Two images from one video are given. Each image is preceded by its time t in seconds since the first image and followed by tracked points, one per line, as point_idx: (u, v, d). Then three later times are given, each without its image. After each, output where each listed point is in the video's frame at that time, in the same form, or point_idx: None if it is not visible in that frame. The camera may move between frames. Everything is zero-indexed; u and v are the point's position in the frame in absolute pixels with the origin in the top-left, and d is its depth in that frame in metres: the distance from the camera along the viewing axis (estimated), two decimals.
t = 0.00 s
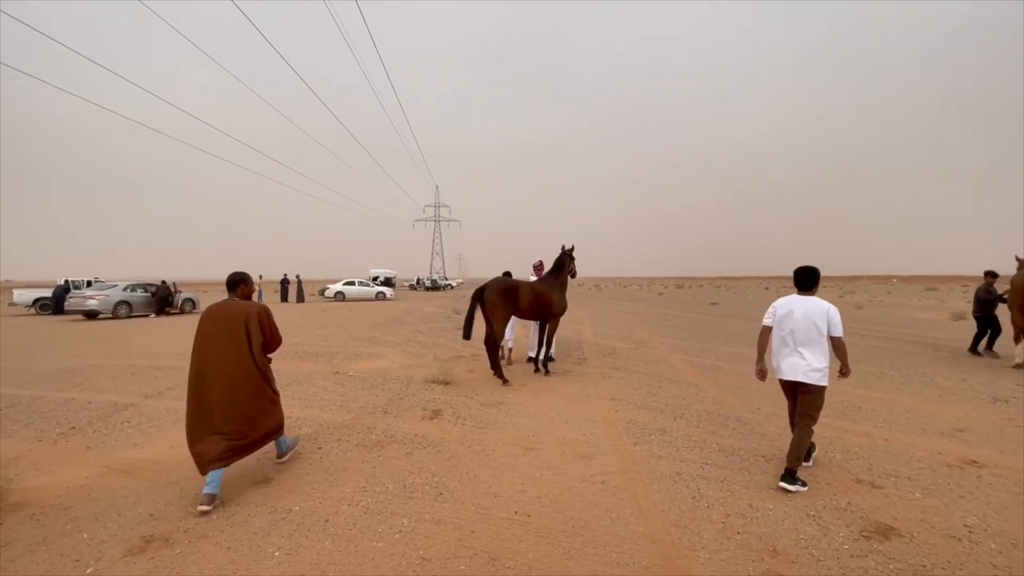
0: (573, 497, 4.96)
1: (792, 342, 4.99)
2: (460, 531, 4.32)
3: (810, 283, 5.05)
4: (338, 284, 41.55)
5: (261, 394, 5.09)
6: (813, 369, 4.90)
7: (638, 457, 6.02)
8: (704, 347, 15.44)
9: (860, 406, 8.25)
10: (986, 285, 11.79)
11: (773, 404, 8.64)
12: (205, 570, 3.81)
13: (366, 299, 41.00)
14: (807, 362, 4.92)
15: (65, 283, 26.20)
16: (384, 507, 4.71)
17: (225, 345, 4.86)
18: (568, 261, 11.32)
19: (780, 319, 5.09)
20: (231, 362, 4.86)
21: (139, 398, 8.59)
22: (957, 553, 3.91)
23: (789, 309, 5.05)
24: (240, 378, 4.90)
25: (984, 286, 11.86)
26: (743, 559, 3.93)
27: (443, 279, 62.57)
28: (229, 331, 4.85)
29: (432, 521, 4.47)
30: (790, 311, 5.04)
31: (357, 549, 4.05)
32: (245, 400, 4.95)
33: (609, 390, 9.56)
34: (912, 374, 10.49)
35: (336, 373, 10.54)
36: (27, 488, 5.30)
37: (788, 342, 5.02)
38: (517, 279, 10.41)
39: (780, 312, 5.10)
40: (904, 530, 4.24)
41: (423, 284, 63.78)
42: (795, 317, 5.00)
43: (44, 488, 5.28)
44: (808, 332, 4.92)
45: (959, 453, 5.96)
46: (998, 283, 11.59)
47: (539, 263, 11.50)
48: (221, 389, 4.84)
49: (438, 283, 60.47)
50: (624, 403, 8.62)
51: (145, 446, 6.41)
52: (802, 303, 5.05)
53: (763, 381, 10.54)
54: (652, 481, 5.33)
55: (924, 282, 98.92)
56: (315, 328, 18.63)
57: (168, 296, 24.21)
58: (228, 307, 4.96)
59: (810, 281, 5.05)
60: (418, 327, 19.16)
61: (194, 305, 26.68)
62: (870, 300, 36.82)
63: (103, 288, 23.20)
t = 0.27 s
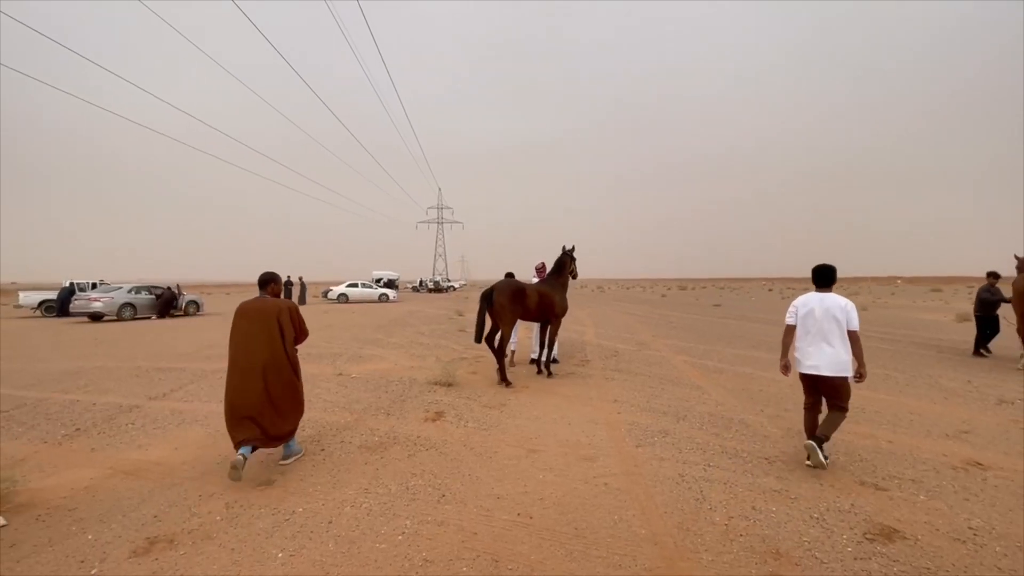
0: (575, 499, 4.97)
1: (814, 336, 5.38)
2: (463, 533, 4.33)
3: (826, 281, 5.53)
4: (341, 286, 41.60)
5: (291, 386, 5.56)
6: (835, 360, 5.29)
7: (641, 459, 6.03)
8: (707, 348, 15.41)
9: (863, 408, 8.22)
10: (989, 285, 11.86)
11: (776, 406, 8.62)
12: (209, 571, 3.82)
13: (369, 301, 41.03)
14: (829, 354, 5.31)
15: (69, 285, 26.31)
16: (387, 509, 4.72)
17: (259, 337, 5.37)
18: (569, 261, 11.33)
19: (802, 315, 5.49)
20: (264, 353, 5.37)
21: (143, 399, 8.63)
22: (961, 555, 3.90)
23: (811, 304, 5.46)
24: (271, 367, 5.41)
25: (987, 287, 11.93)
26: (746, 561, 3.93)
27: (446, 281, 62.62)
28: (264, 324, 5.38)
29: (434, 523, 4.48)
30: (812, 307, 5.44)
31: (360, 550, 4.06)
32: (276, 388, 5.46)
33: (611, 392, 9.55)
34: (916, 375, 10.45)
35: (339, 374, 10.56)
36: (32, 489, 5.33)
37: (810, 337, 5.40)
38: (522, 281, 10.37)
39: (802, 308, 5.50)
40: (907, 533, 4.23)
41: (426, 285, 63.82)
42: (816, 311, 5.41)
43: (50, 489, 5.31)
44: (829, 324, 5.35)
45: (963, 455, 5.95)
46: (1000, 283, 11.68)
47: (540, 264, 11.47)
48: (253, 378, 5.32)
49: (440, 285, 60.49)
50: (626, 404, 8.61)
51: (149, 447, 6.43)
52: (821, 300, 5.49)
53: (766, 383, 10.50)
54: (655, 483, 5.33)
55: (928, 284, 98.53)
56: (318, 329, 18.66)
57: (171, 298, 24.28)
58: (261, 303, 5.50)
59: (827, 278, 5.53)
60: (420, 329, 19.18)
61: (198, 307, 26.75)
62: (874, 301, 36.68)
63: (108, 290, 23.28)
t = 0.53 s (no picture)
0: (577, 501, 4.97)
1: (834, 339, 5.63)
2: (465, 535, 4.34)
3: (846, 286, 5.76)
4: (343, 287, 41.63)
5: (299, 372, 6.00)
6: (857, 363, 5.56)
7: (643, 461, 6.03)
8: (708, 350, 15.40)
9: (865, 410, 8.21)
10: (990, 287, 11.89)
11: (778, 408, 8.62)
12: (212, 573, 3.84)
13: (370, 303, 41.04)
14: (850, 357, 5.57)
15: (72, 288, 26.38)
16: (389, 511, 4.73)
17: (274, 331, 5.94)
18: (570, 262, 11.35)
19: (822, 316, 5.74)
20: (276, 342, 5.94)
21: (146, 401, 8.65)
22: (963, 557, 3.90)
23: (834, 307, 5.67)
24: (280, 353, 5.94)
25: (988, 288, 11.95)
26: (748, 563, 3.93)
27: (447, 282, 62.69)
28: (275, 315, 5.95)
29: (437, 525, 4.49)
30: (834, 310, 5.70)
31: (362, 552, 4.07)
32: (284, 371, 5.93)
33: (613, 394, 9.55)
34: (918, 377, 10.45)
35: (341, 376, 10.58)
36: (36, 491, 5.35)
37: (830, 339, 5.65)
38: (524, 283, 10.37)
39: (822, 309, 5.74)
40: (909, 535, 4.23)
41: (427, 287, 63.86)
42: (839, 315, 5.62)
43: (54, 491, 5.33)
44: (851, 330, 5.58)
45: (965, 457, 5.94)
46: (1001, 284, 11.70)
47: (541, 266, 11.49)
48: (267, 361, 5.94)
49: (441, 287, 60.47)
50: (628, 406, 8.61)
51: (152, 449, 6.45)
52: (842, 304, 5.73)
53: (768, 384, 10.50)
54: (657, 485, 5.33)
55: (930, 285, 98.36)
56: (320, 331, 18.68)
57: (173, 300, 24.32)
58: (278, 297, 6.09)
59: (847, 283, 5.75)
60: (422, 331, 19.19)
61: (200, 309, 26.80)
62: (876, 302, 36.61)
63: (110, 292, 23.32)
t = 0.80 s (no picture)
0: (578, 502, 4.97)
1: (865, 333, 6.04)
2: (465, 535, 4.34)
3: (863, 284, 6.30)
4: (344, 289, 41.63)
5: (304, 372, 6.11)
6: (888, 357, 6.02)
7: (644, 461, 6.03)
8: (709, 351, 15.39)
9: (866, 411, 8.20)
10: (987, 287, 11.93)
11: (779, 408, 8.60)
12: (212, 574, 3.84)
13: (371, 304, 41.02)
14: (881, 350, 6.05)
15: (73, 289, 26.39)
16: (390, 512, 4.73)
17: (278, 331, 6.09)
18: (570, 263, 11.36)
19: (847, 311, 6.14)
20: (283, 341, 6.07)
21: (147, 403, 8.65)
22: (964, 557, 3.90)
23: (859, 301, 6.11)
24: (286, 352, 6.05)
25: (985, 288, 12.00)
26: (749, 563, 3.93)
27: (447, 283, 62.71)
28: (284, 316, 6.07)
29: (437, 526, 4.49)
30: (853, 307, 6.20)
31: (363, 552, 4.07)
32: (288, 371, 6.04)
33: (614, 395, 9.54)
34: (919, 377, 10.44)
35: (342, 377, 10.57)
36: (37, 492, 5.35)
37: (857, 333, 6.04)
38: (524, 284, 10.37)
39: (848, 305, 6.13)
40: (911, 535, 4.23)
41: (427, 288, 63.88)
42: (868, 310, 6.05)
43: (55, 492, 5.33)
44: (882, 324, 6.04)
45: (967, 457, 5.93)
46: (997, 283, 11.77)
47: (541, 268, 11.50)
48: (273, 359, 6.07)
49: (442, 288, 60.47)
50: (629, 407, 8.60)
51: (153, 450, 6.45)
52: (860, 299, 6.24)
53: (769, 385, 10.49)
54: (657, 486, 5.33)
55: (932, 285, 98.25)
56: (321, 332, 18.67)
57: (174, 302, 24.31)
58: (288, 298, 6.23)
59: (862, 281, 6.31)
60: (422, 332, 19.17)
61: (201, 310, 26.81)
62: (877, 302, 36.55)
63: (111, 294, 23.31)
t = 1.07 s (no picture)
0: (577, 503, 4.97)
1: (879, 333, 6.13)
2: (465, 537, 4.34)
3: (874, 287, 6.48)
4: (343, 290, 41.62)
5: (304, 363, 6.55)
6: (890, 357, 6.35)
7: (643, 462, 6.05)
8: (708, 352, 15.40)
9: (865, 412, 8.21)
10: (979, 289, 12.00)
11: (778, 410, 8.61)
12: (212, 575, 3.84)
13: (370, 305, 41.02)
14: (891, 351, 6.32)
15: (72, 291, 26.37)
16: (389, 513, 4.73)
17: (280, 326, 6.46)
18: (569, 264, 11.39)
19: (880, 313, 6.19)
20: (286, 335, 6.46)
21: (146, 404, 8.64)
22: (963, 558, 3.90)
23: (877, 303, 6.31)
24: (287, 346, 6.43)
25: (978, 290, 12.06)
26: (748, 564, 3.93)
27: (447, 285, 62.69)
28: (284, 311, 6.45)
29: (437, 527, 4.49)
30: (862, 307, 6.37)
31: (363, 554, 4.07)
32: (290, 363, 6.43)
33: (613, 396, 9.55)
34: (918, 378, 10.45)
35: (342, 379, 10.58)
36: (36, 494, 5.34)
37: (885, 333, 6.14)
38: (523, 286, 10.38)
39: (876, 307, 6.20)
40: (910, 536, 4.23)
41: (427, 289, 63.86)
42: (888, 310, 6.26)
43: (54, 494, 5.33)
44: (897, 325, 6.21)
45: (965, 458, 5.94)
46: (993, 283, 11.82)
47: (540, 269, 11.51)
48: (273, 353, 6.40)
49: (442, 289, 60.49)
50: (628, 408, 8.61)
51: (152, 452, 6.45)
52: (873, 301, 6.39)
53: (768, 386, 10.50)
54: (657, 487, 5.34)
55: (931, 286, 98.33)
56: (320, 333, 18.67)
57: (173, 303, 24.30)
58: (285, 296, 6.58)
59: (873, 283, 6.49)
60: (422, 333, 19.17)
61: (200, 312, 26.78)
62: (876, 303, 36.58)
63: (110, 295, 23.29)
